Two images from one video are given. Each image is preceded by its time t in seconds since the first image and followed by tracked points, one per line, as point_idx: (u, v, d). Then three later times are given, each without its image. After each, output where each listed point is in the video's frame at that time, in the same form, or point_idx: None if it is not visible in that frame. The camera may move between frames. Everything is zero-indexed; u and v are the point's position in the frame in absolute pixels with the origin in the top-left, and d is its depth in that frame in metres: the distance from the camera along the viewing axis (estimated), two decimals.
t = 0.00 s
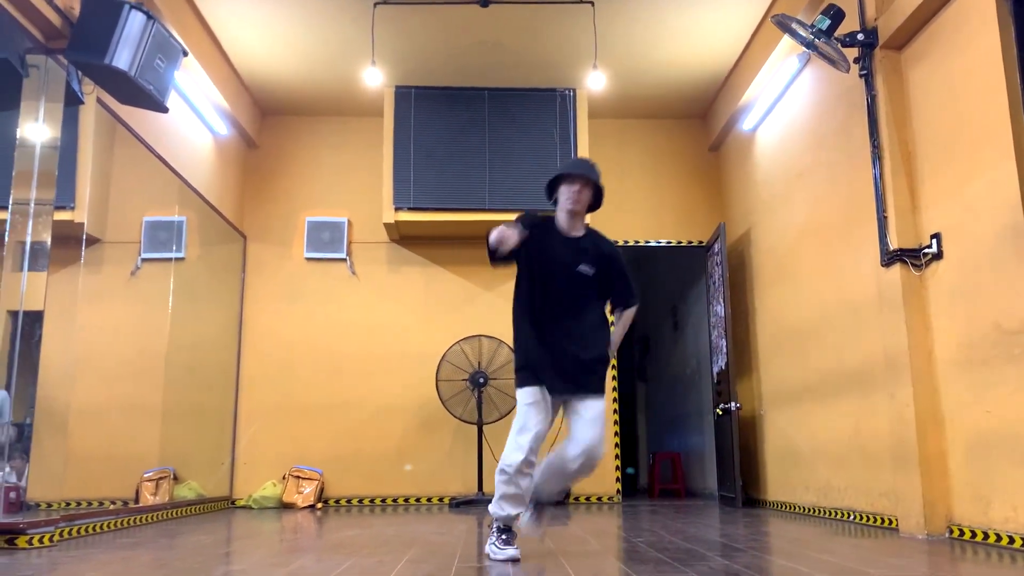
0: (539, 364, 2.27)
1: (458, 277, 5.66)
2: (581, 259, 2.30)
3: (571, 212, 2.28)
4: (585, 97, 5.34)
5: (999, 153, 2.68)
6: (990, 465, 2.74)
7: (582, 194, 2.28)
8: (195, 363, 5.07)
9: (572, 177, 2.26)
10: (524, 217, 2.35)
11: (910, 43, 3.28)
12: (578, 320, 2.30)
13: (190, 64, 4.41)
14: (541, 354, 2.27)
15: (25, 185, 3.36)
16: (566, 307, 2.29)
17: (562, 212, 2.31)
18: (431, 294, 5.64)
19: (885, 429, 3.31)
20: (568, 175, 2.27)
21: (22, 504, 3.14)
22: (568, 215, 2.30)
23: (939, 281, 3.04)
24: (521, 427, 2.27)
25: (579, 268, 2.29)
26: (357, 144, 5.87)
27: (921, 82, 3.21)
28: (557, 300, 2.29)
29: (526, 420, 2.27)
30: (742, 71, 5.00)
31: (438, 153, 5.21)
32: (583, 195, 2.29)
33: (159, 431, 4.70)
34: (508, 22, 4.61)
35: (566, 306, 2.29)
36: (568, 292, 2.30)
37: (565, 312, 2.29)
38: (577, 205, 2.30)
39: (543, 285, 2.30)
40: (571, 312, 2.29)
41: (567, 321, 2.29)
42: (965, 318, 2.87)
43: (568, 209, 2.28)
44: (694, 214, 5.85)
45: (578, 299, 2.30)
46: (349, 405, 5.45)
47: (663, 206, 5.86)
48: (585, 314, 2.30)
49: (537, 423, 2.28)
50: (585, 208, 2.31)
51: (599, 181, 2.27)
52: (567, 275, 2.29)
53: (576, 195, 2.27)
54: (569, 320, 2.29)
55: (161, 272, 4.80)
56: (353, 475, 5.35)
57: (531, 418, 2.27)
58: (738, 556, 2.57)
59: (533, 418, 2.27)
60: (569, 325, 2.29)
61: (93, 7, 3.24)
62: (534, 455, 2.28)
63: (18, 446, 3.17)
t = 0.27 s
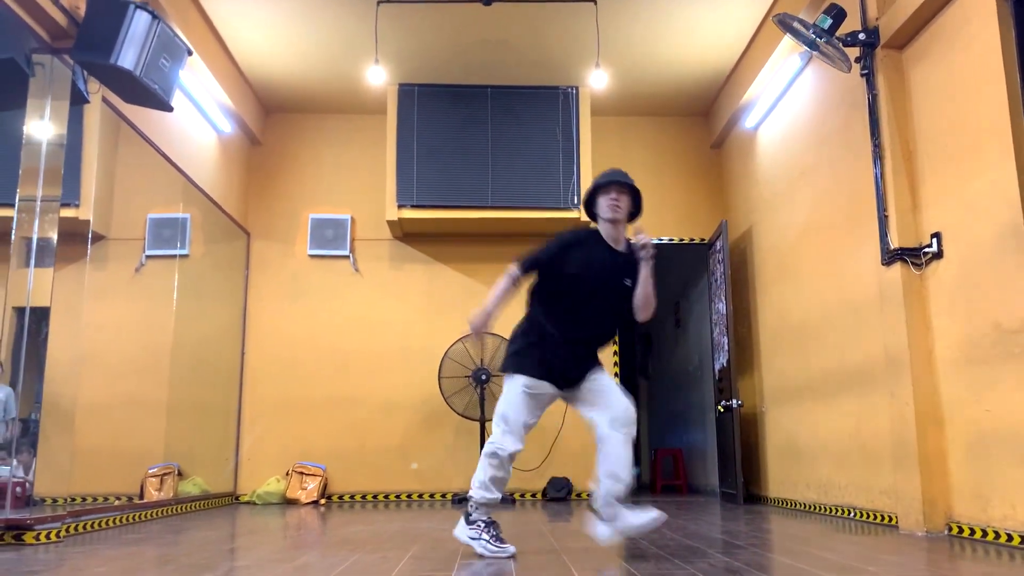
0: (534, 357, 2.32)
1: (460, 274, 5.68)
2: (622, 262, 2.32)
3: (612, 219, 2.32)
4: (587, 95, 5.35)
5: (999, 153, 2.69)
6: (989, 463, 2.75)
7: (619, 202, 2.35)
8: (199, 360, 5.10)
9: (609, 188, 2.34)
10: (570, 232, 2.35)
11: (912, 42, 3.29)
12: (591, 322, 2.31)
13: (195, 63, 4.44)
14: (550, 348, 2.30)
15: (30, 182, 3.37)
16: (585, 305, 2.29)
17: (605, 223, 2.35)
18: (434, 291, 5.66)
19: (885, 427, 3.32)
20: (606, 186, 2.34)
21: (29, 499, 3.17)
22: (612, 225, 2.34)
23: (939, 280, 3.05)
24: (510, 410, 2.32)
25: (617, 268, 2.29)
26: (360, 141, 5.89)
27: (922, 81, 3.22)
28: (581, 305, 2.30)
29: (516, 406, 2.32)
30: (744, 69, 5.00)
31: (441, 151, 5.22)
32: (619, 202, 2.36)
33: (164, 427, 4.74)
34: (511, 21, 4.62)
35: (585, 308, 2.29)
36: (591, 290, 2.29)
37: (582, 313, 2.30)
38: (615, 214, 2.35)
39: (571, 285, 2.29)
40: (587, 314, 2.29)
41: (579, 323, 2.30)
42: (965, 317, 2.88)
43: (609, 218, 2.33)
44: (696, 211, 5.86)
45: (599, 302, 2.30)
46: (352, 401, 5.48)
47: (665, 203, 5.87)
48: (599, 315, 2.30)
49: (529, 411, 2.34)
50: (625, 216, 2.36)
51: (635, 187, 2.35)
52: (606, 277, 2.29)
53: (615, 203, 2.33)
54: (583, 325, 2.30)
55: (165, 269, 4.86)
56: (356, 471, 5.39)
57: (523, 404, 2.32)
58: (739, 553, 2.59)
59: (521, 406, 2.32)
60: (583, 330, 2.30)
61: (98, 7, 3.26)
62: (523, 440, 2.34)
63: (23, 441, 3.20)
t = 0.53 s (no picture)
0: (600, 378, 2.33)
1: (459, 274, 5.70)
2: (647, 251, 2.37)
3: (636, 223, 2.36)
4: (586, 95, 5.37)
5: (993, 154, 2.71)
6: (982, 463, 2.77)
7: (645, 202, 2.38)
8: (199, 359, 5.12)
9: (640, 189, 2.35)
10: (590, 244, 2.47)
11: (907, 45, 3.31)
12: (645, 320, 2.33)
13: (195, 64, 4.46)
14: (606, 362, 2.32)
15: (32, 182, 3.39)
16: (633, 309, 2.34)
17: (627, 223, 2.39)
18: (433, 291, 5.68)
19: (881, 426, 3.35)
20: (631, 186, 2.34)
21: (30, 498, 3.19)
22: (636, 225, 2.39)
23: (934, 281, 3.08)
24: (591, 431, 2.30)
25: (640, 264, 2.36)
26: (359, 141, 5.91)
27: (917, 83, 3.24)
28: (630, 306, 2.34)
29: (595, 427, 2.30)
30: (742, 70, 5.02)
31: (440, 151, 5.24)
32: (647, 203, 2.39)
33: (164, 426, 4.76)
34: (510, 22, 4.64)
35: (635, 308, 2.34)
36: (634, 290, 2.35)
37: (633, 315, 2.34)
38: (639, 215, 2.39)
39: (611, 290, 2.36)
40: (637, 316, 2.34)
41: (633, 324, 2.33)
42: (959, 317, 2.90)
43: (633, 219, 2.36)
44: (694, 211, 5.88)
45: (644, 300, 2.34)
46: (351, 400, 5.50)
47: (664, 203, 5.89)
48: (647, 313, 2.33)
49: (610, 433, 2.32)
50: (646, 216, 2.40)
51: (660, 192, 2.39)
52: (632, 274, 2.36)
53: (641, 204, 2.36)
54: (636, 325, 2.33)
55: (166, 268, 4.88)
56: (355, 470, 5.41)
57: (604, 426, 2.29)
58: (735, 551, 2.61)
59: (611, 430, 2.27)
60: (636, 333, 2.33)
61: (99, 9, 3.28)
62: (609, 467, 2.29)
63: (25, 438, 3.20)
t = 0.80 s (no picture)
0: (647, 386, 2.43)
1: (455, 275, 5.72)
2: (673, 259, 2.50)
3: (658, 229, 2.48)
4: (581, 97, 5.40)
5: (984, 157, 2.74)
6: (972, 462, 2.80)
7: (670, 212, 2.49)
8: (195, 359, 5.13)
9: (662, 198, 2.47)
10: (608, 234, 2.56)
11: (899, 48, 3.34)
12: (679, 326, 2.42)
13: (192, 66, 4.47)
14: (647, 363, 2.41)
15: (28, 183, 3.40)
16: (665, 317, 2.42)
17: (648, 228, 2.51)
18: (429, 291, 5.70)
19: (873, 426, 3.37)
20: (657, 192, 2.45)
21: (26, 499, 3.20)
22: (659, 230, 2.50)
23: (926, 282, 3.10)
24: (650, 430, 2.51)
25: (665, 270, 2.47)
26: (355, 142, 5.92)
27: (909, 86, 3.27)
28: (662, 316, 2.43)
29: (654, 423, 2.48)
30: (736, 72, 5.05)
31: (436, 152, 5.26)
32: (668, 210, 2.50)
33: (160, 427, 4.77)
34: (506, 24, 4.66)
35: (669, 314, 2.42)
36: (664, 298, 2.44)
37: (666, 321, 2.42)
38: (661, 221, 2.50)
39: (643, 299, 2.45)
40: (674, 323, 2.41)
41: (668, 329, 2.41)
42: (950, 318, 2.93)
43: (657, 227, 2.47)
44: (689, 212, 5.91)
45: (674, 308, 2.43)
46: (347, 401, 5.52)
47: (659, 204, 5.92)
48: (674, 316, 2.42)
49: (667, 432, 2.47)
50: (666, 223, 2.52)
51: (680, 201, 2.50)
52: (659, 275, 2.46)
53: (666, 213, 2.47)
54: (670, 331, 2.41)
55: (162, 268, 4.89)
56: (351, 470, 5.42)
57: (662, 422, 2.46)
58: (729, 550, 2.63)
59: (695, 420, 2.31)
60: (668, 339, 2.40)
61: (96, 12, 3.28)
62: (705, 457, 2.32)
63: (21, 438, 3.22)
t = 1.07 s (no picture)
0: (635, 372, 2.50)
1: (450, 276, 5.72)
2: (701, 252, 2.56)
3: (665, 218, 2.54)
4: (576, 99, 5.42)
5: (975, 159, 2.76)
6: (965, 462, 2.82)
7: (673, 201, 2.55)
8: (189, 360, 5.12)
9: (659, 187, 2.53)
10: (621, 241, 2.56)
11: (892, 50, 3.37)
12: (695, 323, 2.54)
13: (187, 67, 4.47)
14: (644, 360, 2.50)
15: (23, 184, 3.41)
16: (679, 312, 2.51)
17: (654, 221, 2.57)
18: (425, 293, 5.70)
19: (866, 427, 3.39)
20: (653, 182, 2.53)
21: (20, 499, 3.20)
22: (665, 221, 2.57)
23: (918, 283, 3.12)
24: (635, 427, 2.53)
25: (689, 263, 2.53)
26: (350, 143, 5.93)
27: (902, 89, 3.30)
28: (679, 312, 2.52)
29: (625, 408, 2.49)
30: (731, 74, 5.07)
31: (432, 153, 5.26)
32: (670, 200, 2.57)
33: (155, 428, 4.76)
34: (501, 26, 4.68)
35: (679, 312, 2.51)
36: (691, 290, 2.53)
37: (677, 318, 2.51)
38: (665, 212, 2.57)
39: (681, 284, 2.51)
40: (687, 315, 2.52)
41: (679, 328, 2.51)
42: (943, 319, 2.95)
43: (660, 217, 2.54)
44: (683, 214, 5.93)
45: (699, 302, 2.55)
46: (342, 402, 5.51)
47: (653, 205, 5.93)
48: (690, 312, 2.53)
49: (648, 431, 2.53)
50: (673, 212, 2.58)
51: (684, 186, 2.55)
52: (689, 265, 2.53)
53: (667, 203, 2.53)
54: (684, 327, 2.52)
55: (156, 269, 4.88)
56: (346, 471, 5.42)
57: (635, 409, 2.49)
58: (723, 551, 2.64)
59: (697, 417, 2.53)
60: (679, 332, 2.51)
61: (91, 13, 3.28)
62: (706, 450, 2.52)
63: (15, 439, 3.22)
